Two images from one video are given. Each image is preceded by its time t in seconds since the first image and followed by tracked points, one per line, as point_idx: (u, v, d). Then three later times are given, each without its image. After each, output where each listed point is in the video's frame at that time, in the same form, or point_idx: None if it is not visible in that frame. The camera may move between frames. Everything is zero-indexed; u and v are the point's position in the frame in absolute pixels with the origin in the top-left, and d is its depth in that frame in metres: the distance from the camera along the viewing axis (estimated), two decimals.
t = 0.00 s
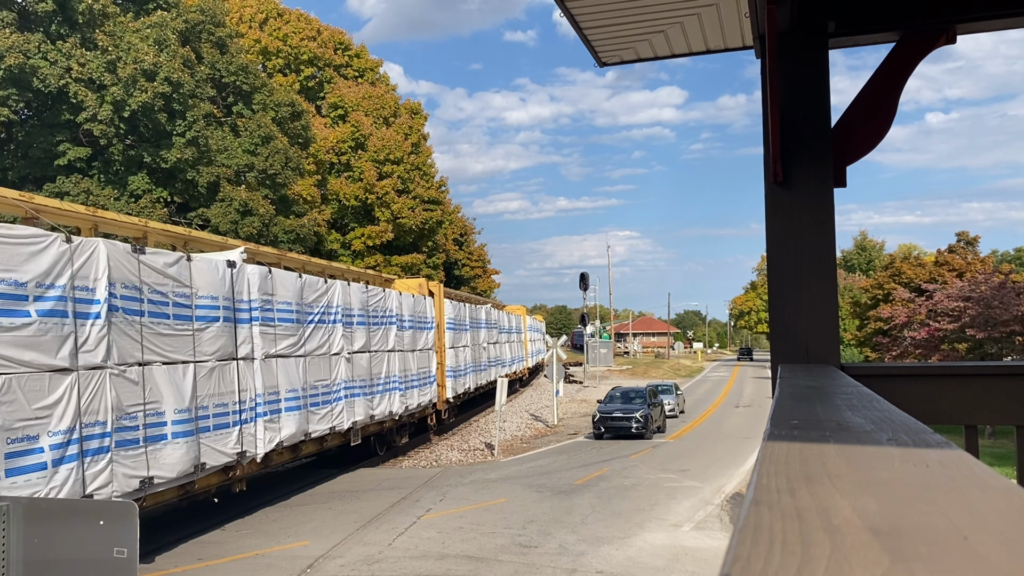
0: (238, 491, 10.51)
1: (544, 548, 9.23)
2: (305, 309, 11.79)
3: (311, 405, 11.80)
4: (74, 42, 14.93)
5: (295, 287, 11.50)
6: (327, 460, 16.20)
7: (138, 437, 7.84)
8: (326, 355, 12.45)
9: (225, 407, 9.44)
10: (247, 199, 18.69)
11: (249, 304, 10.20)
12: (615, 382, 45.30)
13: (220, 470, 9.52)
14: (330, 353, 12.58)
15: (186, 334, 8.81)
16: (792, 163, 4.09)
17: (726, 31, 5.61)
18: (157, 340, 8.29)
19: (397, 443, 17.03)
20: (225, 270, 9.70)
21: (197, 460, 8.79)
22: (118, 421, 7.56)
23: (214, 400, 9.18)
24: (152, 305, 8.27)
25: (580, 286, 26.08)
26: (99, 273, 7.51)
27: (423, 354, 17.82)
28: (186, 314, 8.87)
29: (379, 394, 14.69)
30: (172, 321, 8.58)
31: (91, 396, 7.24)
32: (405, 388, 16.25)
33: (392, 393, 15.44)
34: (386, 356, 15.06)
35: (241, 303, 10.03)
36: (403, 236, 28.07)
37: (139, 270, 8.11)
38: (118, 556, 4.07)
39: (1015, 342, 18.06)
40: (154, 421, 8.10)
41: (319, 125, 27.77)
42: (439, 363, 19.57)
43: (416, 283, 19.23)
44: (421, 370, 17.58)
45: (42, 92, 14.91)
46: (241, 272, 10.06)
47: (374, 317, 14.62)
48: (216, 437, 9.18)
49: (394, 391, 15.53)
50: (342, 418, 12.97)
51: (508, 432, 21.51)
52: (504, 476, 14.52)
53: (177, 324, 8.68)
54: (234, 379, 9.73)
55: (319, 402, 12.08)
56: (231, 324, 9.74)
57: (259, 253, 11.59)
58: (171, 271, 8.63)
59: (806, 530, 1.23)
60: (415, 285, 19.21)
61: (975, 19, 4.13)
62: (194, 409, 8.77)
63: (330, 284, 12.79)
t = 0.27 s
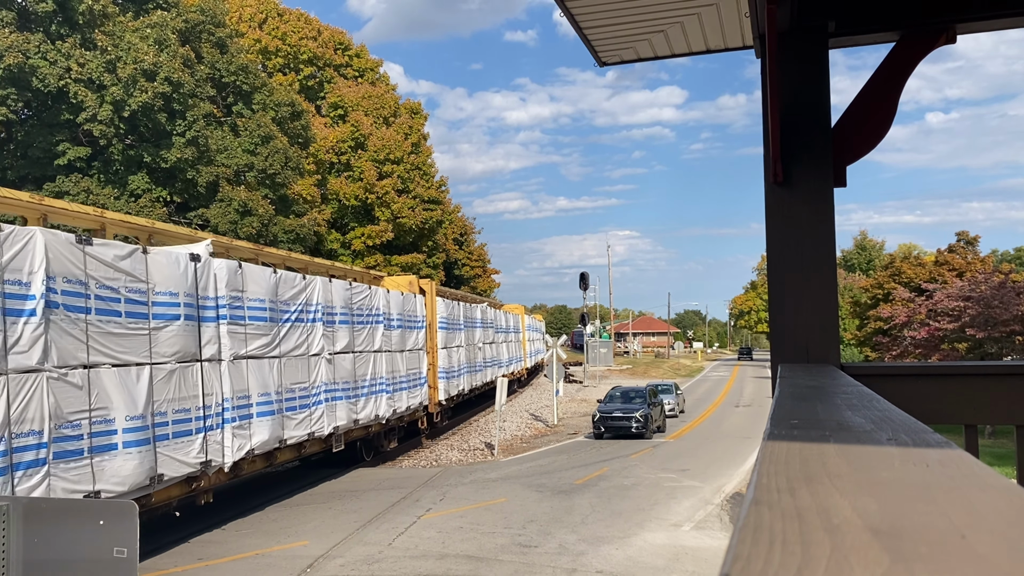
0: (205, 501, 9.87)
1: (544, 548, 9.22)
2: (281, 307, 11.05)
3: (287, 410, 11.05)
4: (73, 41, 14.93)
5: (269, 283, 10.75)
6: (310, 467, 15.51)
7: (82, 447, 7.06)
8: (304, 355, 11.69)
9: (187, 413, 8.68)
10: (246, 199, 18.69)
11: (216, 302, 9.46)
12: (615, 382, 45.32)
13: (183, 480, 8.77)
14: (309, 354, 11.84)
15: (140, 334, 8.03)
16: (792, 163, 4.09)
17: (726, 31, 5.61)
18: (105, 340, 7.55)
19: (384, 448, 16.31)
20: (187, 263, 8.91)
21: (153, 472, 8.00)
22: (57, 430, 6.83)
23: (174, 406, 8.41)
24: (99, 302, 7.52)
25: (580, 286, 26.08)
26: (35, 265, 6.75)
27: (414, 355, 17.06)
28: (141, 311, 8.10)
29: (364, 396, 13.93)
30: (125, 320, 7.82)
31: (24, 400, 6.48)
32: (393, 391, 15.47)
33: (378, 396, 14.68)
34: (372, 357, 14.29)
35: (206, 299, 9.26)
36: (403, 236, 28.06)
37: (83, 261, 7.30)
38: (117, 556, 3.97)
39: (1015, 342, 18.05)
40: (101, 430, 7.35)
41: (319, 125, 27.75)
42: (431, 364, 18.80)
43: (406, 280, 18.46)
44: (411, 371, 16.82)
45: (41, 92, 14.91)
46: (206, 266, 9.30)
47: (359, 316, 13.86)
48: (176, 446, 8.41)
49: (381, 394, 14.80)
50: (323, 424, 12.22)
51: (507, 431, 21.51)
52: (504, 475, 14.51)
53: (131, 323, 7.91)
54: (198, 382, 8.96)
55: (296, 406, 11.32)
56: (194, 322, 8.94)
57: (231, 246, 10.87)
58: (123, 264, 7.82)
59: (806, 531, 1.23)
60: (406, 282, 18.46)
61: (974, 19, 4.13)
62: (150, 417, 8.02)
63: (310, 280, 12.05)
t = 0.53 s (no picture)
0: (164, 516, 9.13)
1: (544, 548, 9.24)
2: (252, 305, 10.44)
3: (258, 416, 10.41)
4: (73, 42, 14.94)
5: (238, 280, 10.12)
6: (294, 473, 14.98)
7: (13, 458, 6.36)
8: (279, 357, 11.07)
9: (142, 419, 8.01)
10: (246, 200, 18.70)
11: (176, 299, 8.81)
12: (615, 382, 45.32)
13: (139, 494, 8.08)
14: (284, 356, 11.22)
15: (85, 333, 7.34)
16: (791, 163, 4.09)
17: (726, 31, 5.61)
18: (42, 340, 6.84)
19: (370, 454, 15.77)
20: (144, 257, 8.23)
21: (100, 485, 7.31)
22: None
23: (126, 413, 7.72)
24: (35, 298, 6.82)
25: (580, 286, 26.09)
26: None
27: (401, 357, 16.43)
28: (88, 310, 7.44)
29: (346, 400, 13.32)
30: (67, 320, 7.13)
31: None
32: (378, 394, 14.85)
33: (362, 399, 14.06)
34: (355, 358, 13.67)
35: (165, 296, 8.60)
36: (403, 236, 28.07)
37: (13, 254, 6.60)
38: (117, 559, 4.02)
39: (1015, 343, 18.06)
40: (36, 441, 6.63)
41: (319, 125, 27.75)
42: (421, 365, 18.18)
43: (394, 278, 17.83)
44: (399, 373, 16.21)
45: (41, 92, 14.93)
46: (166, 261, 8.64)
47: (341, 315, 13.23)
48: (129, 455, 7.74)
49: (365, 397, 14.21)
50: (300, 430, 11.58)
51: (507, 432, 21.51)
52: (503, 476, 14.52)
53: (74, 323, 7.22)
54: (154, 387, 8.26)
55: (268, 412, 10.69)
56: (150, 321, 8.23)
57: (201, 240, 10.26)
58: (66, 256, 7.15)
59: (805, 530, 1.24)
60: (394, 280, 17.83)
61: (974, 20, 4.13)
62: (97, 425, 7.33)
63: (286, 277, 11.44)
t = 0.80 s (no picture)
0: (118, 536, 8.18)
1: (544, 548, 9.22)
2: (218, 302, 9.43)
3: (226, 421, 9.41)
4: (73, 42, 14.95)
5: (202, 274, 9.11)
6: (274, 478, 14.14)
7: None
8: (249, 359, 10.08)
9: (88, 428, 7.00)
10: (245, 200, 18.69)
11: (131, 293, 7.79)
12: (615, 382, 45.35)
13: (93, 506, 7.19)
14: (256, 357, 10.22)
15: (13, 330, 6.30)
16: (791, 162, 4.09)
17: (726, 31, 5.61)
18: None
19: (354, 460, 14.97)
20: (90, 248, 7.18)
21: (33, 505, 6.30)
22: None
23: (67, 421, 6.72)
24: None
25: (580, 286, 26.10)
26: None
27: (390, 358, 15.52)
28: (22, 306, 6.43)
29: (326, 404, 12.32)
30: None
31: None
32: (363, 396, 13.87)
33: (345, 403, 13.09)
34: (337, 359, 12.71)
35: (116, 290, 7.55)
36: (403, 236, 28.08)
37: None
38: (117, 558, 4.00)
39: (1015, 342, 18.06)
40: None
41: (319, 125, 27.76)
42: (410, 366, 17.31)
43: (383, 274, 16.93)
44: (386, 374, 15.31)
45: (40, 92, 14.93)
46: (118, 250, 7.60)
47: (320, 312, 12.26)
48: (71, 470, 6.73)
49: (349, 400, 13.28)
50: (275, 437, 10.61)
51: (507, 431, 21.53)
52: (503, 475, 14.52)
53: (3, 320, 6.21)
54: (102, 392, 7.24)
55: (239, 417, 9.70)
56: (98, 319, 7.19)
57: (165, 231, 9.43)
58: None
59: (806, 531, 1.24)
60: (382, 277, 16.95)
61: (975, 19, 4.12)
62: (32, 434, 6.35)
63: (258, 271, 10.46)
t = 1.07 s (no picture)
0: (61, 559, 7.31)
1: (544, 549, 9.23)
2: (179, 299, 8.77)
3: (212, 425, 9.28)
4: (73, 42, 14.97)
5: (161, 269, 8.44)
6: (250, 488, 13.38)
7: None
8: (215, 361, 9.45)
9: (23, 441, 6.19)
10: (244, 200, 18.69)
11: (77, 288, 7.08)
12: (615, 383, 45.35)
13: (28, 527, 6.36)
14: (222, 359, 9.59)
15: None
16: (792, 163, 4.09)
17: (726, 31, 5.60)
18: None
19: (337, 468, 14.22)
20: (25, 238, 6.34)
21: None
22: None
23: None
24: None
25: (580, 286, 26.09)
26: None
27: (373, 360, 14.87)
28: None
29: (304, 409, 11.70)
30: None
31: None
32: (344, 400, 13.23)
33: (325, 407, 12.45)
34: (316, 361, 12.11)
35: (60, 285, 6.80)
36: (403, 236, 28.09)
37: None
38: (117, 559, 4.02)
39: (1015, 343, 18.05)
40: None
41: (319, 125, 27.77)
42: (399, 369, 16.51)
43: (369, 271, 16.21)
44: (370, 378, 14.67)
45: (40, 92, 14.94)
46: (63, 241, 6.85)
47: (296, 312, 11.64)
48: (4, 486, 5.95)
49: (329, 404, 12.62)
50: (245, 445, 10.01)
51: (508, 432, 21.53)
52: (503, 476, 14.52)
53: None
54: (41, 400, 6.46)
55: (202, 424, 9.05)
56: (37, 318, 6.41)
57: (127, 225, 8.87)
58: None
59: (806, 531, 1.23)
60: (368, 275, 16.19)
61: (975, 20, 4.12)
62: None
63: (227, 267, 9.83)
